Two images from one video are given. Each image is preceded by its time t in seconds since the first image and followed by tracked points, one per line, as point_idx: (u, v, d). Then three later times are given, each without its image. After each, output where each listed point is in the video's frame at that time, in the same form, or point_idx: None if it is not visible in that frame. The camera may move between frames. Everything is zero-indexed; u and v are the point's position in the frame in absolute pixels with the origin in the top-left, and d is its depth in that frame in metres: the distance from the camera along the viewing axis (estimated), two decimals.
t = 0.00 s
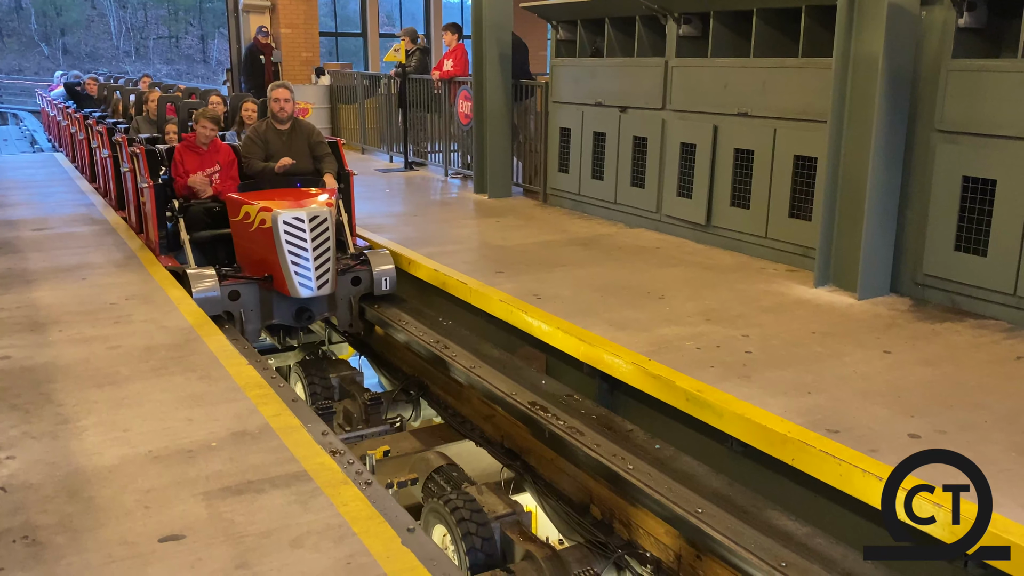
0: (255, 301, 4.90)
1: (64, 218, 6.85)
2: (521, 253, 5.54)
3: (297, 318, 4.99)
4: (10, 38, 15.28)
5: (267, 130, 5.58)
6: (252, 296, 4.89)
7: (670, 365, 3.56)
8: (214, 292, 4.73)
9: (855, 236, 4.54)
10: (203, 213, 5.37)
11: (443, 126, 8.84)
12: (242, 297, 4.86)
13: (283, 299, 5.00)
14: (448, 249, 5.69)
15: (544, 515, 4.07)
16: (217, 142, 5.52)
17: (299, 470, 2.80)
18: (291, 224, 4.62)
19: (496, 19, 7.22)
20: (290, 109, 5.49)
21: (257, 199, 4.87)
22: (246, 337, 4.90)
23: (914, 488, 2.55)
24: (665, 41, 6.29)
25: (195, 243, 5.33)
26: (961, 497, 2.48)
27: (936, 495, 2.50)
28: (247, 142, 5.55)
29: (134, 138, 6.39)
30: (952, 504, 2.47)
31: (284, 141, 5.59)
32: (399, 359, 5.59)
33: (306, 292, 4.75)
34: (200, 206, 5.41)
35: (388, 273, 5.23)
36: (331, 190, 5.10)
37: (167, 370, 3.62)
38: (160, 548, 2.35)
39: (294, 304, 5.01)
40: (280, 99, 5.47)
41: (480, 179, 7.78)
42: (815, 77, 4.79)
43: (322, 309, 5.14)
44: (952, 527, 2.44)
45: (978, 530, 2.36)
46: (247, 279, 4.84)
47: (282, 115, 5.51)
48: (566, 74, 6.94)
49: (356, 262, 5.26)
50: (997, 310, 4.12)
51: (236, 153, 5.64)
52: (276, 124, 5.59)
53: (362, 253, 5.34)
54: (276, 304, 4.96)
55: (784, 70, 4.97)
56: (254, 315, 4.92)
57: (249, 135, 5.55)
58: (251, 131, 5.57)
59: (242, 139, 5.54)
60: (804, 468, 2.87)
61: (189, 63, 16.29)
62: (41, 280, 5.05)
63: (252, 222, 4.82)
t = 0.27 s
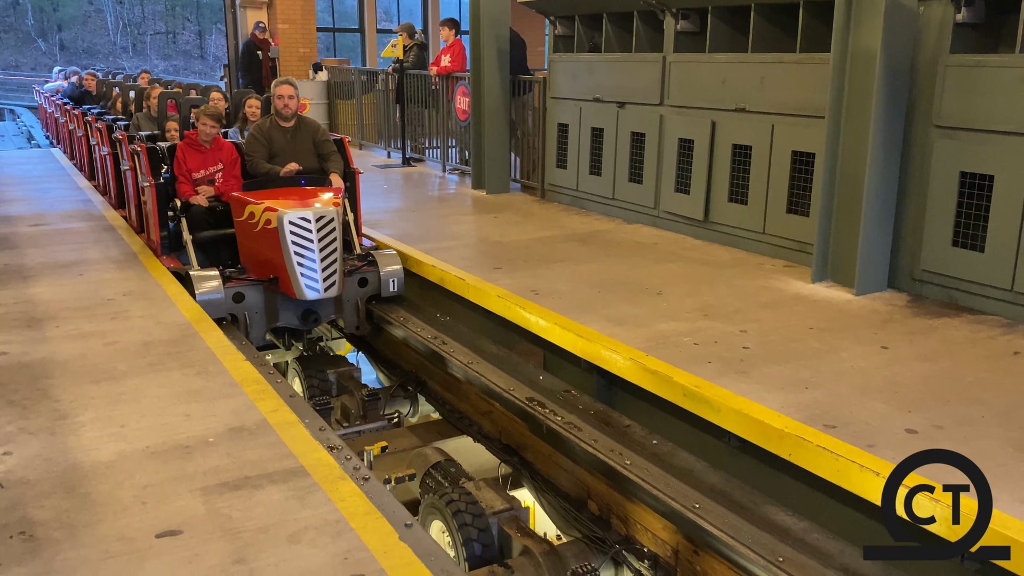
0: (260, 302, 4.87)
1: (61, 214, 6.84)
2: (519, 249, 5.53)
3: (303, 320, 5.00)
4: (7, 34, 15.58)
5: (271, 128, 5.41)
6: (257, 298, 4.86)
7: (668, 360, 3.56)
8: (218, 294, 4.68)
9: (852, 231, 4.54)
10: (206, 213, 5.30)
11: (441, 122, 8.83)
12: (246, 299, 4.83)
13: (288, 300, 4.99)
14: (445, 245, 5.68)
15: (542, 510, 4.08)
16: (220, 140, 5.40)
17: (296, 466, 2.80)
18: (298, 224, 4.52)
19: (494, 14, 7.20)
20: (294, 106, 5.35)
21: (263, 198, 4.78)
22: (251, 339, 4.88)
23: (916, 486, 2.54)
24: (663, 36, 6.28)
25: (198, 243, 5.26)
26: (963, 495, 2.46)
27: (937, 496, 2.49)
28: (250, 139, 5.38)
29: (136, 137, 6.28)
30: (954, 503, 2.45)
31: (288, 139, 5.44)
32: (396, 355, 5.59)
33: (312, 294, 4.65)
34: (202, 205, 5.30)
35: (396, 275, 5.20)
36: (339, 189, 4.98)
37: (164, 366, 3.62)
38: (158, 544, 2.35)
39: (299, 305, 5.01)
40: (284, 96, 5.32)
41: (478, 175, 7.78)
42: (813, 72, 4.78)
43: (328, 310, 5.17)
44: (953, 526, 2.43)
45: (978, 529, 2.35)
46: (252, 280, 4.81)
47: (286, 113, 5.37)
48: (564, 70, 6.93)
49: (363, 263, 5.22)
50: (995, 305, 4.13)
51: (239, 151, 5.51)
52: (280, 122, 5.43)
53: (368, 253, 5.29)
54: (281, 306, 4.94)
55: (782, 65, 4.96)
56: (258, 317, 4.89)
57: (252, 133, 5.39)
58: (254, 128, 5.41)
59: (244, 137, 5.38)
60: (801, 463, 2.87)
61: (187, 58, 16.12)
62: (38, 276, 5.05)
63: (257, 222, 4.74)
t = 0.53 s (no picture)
0: (265, 304, 4.73)
1: (58, 210, 6.83)
2: (517, 245, 5.53)
3: (309, 322, 4.86)
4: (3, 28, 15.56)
5: (275, 125, 5.34)
6: (261, 300, 4.72)
7: (665, 355, 3.56)
8: (220, 296, 4.57)
9: (849, 226, 4.54)
10: (208, 213, 5.17)
11: (438, 117, 8.82)
12: (251, 301, 4.69)
13: (294, 302, 4.85)
14: (443, 240, 5.67)
15: (539, 505, 4.09)
16: (221, 137, 5.35)
17: (293, 461, 2.80)
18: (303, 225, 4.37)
19: (492, 9, 7.18)
20: (298, 102, 5.27)
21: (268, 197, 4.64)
22: (256, 342, 4.74)
23: (915, 486, 2.51)
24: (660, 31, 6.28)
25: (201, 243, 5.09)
26: (963, 494, 2.44)
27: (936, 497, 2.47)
28: (253, 137, 5.28)
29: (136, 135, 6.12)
30: (953, 503, 2.43)
31: (292, 136, 5.36)
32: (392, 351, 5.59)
33: (318, 296, 4.52)
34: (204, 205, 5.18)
35: (403, 275, 5.03)
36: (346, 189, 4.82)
37: (161, 362, 3.62)
38: (154, 539, 2.35)
39: (305, 307, 4.87)
40: (287, 94, 5.23)
41: (475, 170, 7.77)
42: (811, 67, 4.78)
43: (335, 312, 5.00)
44: (952, 527, 2.41)
45: (978, 529, 2.34)
46: (256, 281, 4.67)
47: (290, 111, 5.28)
48: (561, 65, 6.92)
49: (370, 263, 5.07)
50: (992, 300, 4.13)
51: (240, 148, 5.47)
52: (283, 119, 5.35)
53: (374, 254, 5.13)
54: (286, 308, 4.81)
55: (780, 60, 4.96)
56: (263, 319, 4.75)
57: (255, 130, 5.29)
58: (257, 126, 5.30)
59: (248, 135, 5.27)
60: (798, 458, 2.87)
61: (184, 54, 16.16)
62: (35, 271, 5.04)
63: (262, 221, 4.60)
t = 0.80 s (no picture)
0: (269, 306, 4.61)
1: (55, 205, 6.80)
2: (514, 240, 5.52)
3: (314, 324, 4.74)
4: None
5: (278, 122, 5.17)
6: (265, 302, 4.60)
7: (661, 350, 3.57)
8: (223, 298, 4.44)
9: (845, 221, 4.54)
10: (211, 213, 4.99)
11: (435, 112, 8.81)
12: (254, 304, 4.57)
13: (299, 304, 4.72)
14: (440, 235, 5.67)
15: (537, 501, 4.10)
16: (223, 134, 5.20)
17: (289, 456, 2.80)
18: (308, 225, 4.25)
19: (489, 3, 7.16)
20: (303, 99, 5.10)
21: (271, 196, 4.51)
22: (260, 345, 4.63)
23: (915, 486, 2.50)
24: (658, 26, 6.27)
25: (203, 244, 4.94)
26: (963, 494, 2.42)
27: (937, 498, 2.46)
28: (255, 134, 5.12)
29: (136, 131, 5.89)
30: (953, 505, 2.42)
31: (296, 133, 5.20)
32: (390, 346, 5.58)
33: (324, 298, 4.39)
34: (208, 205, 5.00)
35: (410, 278, 4.95)
36: (351, 186, 4.68)
37: (158, 357, 3.61)
38: (151, 534, 2.36)
39: (310, 308, 4.75)
40: (291, 90, 5.06)
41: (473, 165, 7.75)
42: (808, 62, 4.77)
43: (339, 314, 4.92)
44: (952, 526, 2.41)
45: (978, 530, 2.34)
46: (260, 283, 4.54)
47: (294, 107, 5.11)
48: (558, 60, 6.91)
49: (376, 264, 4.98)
50: (988, 295, 4.14)
51: (243, 144, 5.33)
52: (287, 115, 5.18)
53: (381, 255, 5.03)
54: (291, 310, 4.68)
55: (777, 55, 4.96)
56: (267, 321, 4.63)
57: (258, 127, 5.12)
58: (259, 122, 5.14)
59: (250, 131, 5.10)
60: (794, 452, 2.88)
61: (181, 48, 16.22)
62: (31, 267, 5.03)
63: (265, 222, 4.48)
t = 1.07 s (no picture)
0: (274, 310, 4.58)
1: (51, 200, 6.80)
2: (511, 235, 5.52)
3: (321, 327, 4.65)
4: None
5: (282, 118, 5.09)
6: (269, 305, 4.57)
7: (657, 345, 3.57)
8: (228, 301, 4.37)
9: (842, 215, 4.55)
10: (215, 212, 4.95)
11: (432, 106, 8.80)
12: (259, 306, 4.54)
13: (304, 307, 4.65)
14: (437, 230, 5.66)
15: (533, 495, 4.10)
16: (226, 131, 5.10)
17: (286, 451, 2.80)
18: (315, 225, 4.19)
19: None
20: (306, 95, 5.01)
21: (276, 195, 4.45)
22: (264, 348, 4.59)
23: (914, 487, 2.50)
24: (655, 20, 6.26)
25: (205, 244, 4.91)
26: (962, 493, 2.41)
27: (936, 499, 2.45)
28: (259, 132, 5.05)
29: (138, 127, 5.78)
30: (953, 506, 2.42)
31: (301, 130, 5.12)
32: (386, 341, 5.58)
33: (332, 299, 4.35)
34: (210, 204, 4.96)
35: (419, 279, 4.83)
36: (357, 186, 4.62)
37: (154, 352, 3.61)
38: (147, 529, 2.36)
39: (316, 311, 4.67)
40: (294, 85, 4.97)
41: (469, 159, 7.75)
42: (804, 57, 4.77)
43: (346, 317, 4.80)
44: (953, 525, 2.43)
45: (979, 529, 2.35)
46: (265, 286, 4.50)
47: (297, 103, 5.03)
48: (555, 54, 6.90)
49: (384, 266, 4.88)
50: (983, 289, 4.15)
51: (246, 140, 5.21)
52: (291, 111, 5.10)
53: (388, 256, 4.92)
54: (297, 314, 4.61)
55: (774, 49, 4.95)
56: (272, 324, 4.60)
57: (261, 124, 5.05)
58: (263, 119, 5.07)
59: (254, 129, 5.04)
60: (790, 446, 2.89)
61: (178, 43, 16.42)
62: (27, 262, 5.02)
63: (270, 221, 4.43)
